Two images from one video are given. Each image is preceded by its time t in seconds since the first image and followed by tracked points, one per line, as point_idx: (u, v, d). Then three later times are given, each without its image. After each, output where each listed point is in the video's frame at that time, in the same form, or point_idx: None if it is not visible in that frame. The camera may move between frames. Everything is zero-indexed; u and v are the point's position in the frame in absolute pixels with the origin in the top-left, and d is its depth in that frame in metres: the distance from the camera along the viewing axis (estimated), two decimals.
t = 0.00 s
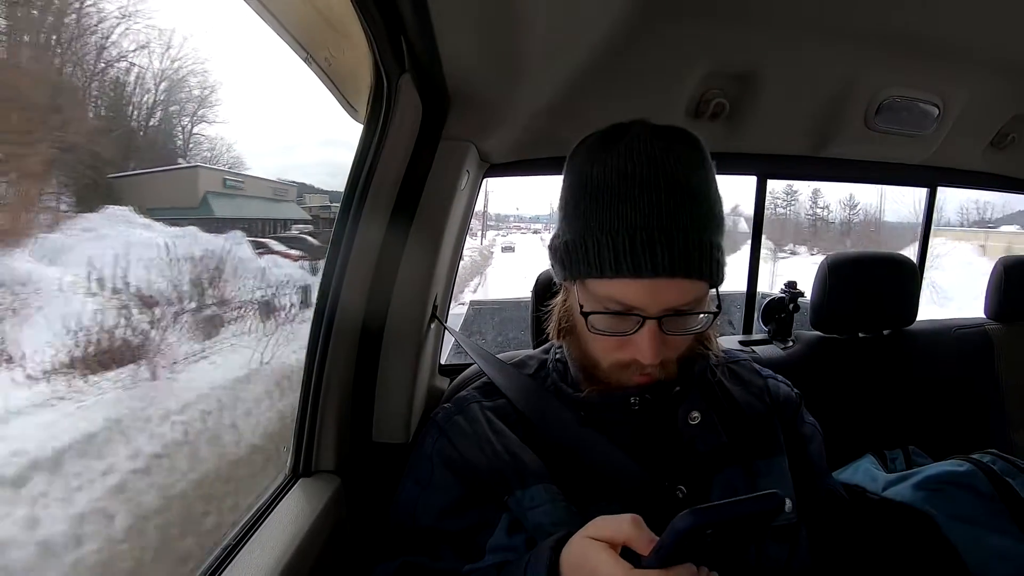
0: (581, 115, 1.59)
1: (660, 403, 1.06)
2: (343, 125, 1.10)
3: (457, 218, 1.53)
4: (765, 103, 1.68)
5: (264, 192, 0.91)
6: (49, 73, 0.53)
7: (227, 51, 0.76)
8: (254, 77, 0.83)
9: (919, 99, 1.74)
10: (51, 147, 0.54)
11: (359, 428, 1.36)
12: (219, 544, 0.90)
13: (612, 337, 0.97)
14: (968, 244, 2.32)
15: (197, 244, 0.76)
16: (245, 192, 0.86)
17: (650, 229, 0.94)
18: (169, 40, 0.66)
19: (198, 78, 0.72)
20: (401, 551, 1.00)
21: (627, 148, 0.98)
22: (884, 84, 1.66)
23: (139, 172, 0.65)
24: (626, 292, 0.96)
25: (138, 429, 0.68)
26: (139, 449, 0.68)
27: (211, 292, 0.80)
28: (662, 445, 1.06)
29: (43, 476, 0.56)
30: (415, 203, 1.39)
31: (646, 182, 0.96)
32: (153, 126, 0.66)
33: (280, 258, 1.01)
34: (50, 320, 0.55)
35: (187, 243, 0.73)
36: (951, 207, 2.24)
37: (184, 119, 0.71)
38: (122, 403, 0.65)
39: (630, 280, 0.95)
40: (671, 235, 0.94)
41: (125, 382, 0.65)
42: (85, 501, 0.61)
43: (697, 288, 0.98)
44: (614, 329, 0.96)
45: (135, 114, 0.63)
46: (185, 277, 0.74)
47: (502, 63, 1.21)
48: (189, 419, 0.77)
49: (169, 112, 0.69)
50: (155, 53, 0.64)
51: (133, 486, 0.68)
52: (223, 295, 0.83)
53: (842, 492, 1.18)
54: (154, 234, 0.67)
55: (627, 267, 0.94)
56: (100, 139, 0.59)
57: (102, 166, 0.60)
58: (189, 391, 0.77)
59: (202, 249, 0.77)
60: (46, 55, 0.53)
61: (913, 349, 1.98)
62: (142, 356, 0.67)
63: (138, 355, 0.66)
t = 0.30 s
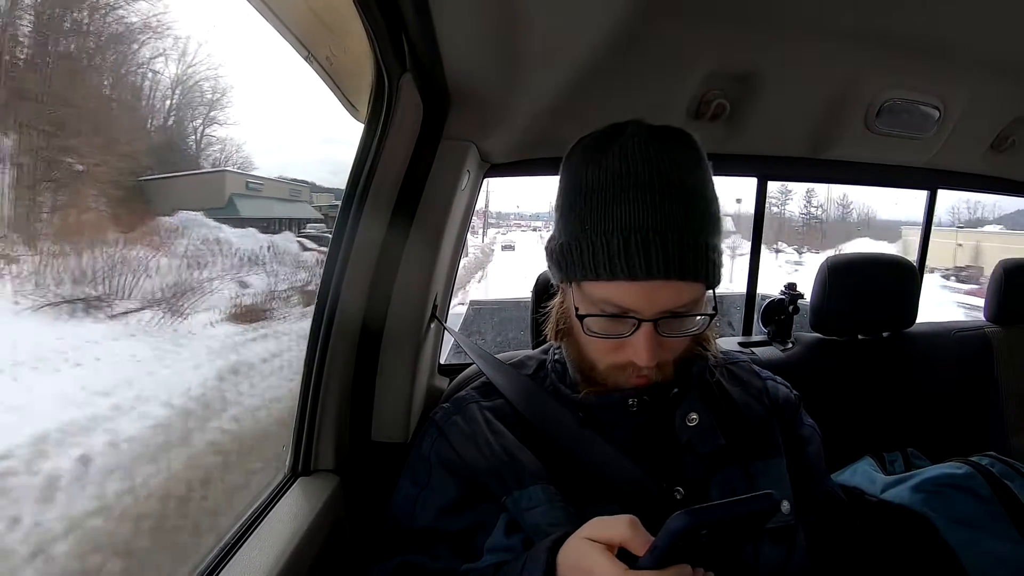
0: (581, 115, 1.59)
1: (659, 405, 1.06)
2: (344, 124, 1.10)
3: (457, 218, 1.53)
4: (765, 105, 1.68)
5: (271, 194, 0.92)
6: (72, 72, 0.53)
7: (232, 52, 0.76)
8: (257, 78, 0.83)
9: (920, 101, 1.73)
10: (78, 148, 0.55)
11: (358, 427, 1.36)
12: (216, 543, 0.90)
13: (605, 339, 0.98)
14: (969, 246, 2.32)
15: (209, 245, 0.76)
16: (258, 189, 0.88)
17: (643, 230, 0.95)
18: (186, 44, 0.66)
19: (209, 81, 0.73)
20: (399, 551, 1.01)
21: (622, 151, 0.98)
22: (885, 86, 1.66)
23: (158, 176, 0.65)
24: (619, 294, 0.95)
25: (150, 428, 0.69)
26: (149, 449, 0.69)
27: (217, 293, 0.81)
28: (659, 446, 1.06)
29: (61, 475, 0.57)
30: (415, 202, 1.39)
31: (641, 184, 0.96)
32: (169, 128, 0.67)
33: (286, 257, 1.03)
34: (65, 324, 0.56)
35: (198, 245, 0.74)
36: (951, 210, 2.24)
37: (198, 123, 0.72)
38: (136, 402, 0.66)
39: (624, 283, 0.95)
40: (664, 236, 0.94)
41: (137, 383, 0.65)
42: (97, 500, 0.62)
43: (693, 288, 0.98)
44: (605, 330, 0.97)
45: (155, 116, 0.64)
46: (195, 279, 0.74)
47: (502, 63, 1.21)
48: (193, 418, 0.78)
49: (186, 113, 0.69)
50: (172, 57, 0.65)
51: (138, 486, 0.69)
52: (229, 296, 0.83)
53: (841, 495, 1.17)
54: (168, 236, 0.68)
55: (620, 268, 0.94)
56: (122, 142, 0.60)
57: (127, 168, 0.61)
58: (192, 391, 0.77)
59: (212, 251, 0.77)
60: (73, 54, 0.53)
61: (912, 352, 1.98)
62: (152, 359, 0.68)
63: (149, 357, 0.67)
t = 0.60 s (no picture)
0: (582, 115, 1.59)
1: (660, 404, 1.06)
2: (344, 122, 1.10)
3: (457, 218, 1.53)
4: (765, 105, 1.67)
5: (271, 194, 0.92)
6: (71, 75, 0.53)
7: (234, 50, 0.75)
8: (260, 76, 0.83)
9: (919, 101, 1.74)
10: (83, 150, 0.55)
11: (357, 427, 1.35)
12: (214, 543, 0.90)
13: (612, 335, 0.97)
14: (967, 247, 2.33)
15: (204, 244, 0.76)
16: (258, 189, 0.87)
17: (652, 228, 0.94)
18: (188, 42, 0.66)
19: (216, 79, 0.73)
20: (399, 551, 1.01)
21: (629, 149, 0.98)
22: (885, 86, 1.66)
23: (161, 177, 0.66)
24: (626, 291, 0.96)
25: (150, 429, 0.69)
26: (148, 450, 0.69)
27: (221, 293, 0.82)
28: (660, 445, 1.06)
29: (64, 473, 0.57)
30: (415, 201, 1.39)
31: (648, 182, 0.96)
32: (176, 126, 0.67)
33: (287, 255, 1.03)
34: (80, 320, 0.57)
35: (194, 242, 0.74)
36: (950, 210, 2.24)
37: (203, 122, 0.72)
38: (139, 398, 0.66)
39: (631, 279, 0.95)
40: (673, 234, 0.94)
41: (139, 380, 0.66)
42: (95, 499, 0.62)
43: (698, 287, 0.98)
44: (611, 327, 0.97)
45: (162, 115, 0.64)
46: (190, 277, 0.74)
47: (503, 62, 1.20)
48: (194, 418, 0.77)
49: (191, 112, 0.69)
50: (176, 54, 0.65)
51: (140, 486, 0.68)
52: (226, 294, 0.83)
53: (841, 496, 1.17)
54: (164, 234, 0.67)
55: (628, 264, 0.94)
56: (133, 141, 0.61)
57: (131, 168, 0.61)
58: (194, 389, 0.77)
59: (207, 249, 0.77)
60: (72, 57, 0.53)
61: (912, 352, 1.99)
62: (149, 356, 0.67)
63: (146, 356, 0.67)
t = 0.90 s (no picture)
0: (581, 114, 1.59)
1: (660, 403, 1.07)
2: (343, 123, 1.10)
3: (457, 218, 1.53)
4: (764, 103, 1.67)
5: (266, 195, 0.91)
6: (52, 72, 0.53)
7: (229, 49, 0.75)
8: (257, 77, 0.83)
9: (919, 99, 1.74)
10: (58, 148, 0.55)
11: (358, 427, 1.36)
12: (216, 544, 0.90)
13: (612, 335, 0.97)
14: (967, 244, 2.33)
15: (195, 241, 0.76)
16: (254, 190, 0.87)
17: (651, 227, 0.94)
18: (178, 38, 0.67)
19: (213, 77, 0.74)
20: (399, 551, 1.01)
21: (628, 149, 0.98)
22: (885, 84, 1.66)
23: (149, 175, 0.66)
24: (626, 291, 0.96)
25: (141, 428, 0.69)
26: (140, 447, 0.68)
27: (220, 295, 0.82)
28: (661, 444, 1.06)
29: (75, 460, 0.59)
30: (415, 201, 1.39)
31: (647, 182, 0.96)
32: (162, 124, 0.67)
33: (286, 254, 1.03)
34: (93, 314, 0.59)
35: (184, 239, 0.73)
36: (950, 208, 2.24)
37: (195, 119, 0.72)
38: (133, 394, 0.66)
39: (631, 278, 0.95)
40: (672, 233, 0.94)
41: (150, 373, 0.69)
42: (101, 487, 0.63)
43: (697, 286, 0.98)
44: (612, 327, 0.97)
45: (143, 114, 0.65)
46: (183, 273, 0.73)
47: (502, 62, 1.20)
48: (191, 416, 0.77)
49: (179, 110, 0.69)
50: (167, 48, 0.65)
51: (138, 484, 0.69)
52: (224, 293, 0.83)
53: (842, 494, 1.17)
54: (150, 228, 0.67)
55: (627, 263, 0.94)
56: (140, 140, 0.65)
57: (115, 167, 0.62)
58: (192, 386, 0.77)
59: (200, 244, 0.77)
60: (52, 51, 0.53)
61: (912, 350, 1.98)
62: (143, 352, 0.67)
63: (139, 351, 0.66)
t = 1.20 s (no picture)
0: (581, 114, 1.59)
1: (660, 402, 1.07)
2: (343, 122, 1.10)
3: (457, 217, 1.53)
4: (764, 102, 1.67)
5: (262, 195, 0.91)
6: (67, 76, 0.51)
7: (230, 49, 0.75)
8: (254, 75, 0.83)
9: (919, 98, 1.74)
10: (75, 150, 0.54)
11: (359, 426, 1.36)
12: (219, 544, 0.90)
13: (611, 334, 0.97)
14: (967, 243, 2.33)
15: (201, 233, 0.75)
16: (248, 191, 0.87)
17: (648, 224, 0.94)
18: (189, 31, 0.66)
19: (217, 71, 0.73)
20: (400, 550, 1.01)
21: (625, 148, 0.98)
22: (885, 83, 1.66)
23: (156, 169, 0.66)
24: (625, 289, 0.96)
25: (152, 427, 0.68)
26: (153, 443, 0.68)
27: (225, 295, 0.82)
28: (661, 443, 1.07)
29: (96, 455, 0.59)
30: (415, 200, 1.39)
31: (645, 179, 0.96)
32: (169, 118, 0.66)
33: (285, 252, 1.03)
34: (115, 311, 0.60)
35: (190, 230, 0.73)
36: (950, 207, 2.24)
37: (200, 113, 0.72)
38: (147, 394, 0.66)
39: (628, 276, 0.95)
40: (670, 230, 0.94)
41: (168, 372, 0.69)
42: (121, 486, 0.63)
43: (696, 283, 0.98)
44: (610, 325, 0.97)
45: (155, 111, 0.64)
46: (189, 264, 0.73)
47: (502, 62, 1.20)
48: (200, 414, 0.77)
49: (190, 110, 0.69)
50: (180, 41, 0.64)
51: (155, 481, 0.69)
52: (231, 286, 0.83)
53: (842, 493, 1.17)
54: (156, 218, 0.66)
55: (625, 262, 0.94)
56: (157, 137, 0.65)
57: (119, 165, 0.60)
58: (202, 382, 0.77)
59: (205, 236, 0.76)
60: (71, 44, 0.52)
61: (912, 349, 1.98)
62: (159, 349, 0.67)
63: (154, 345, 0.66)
